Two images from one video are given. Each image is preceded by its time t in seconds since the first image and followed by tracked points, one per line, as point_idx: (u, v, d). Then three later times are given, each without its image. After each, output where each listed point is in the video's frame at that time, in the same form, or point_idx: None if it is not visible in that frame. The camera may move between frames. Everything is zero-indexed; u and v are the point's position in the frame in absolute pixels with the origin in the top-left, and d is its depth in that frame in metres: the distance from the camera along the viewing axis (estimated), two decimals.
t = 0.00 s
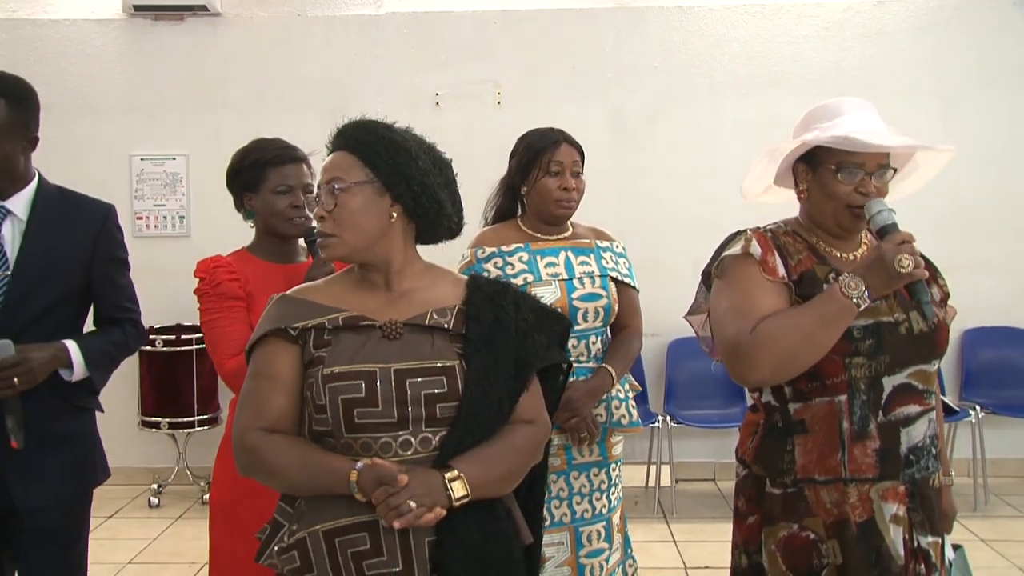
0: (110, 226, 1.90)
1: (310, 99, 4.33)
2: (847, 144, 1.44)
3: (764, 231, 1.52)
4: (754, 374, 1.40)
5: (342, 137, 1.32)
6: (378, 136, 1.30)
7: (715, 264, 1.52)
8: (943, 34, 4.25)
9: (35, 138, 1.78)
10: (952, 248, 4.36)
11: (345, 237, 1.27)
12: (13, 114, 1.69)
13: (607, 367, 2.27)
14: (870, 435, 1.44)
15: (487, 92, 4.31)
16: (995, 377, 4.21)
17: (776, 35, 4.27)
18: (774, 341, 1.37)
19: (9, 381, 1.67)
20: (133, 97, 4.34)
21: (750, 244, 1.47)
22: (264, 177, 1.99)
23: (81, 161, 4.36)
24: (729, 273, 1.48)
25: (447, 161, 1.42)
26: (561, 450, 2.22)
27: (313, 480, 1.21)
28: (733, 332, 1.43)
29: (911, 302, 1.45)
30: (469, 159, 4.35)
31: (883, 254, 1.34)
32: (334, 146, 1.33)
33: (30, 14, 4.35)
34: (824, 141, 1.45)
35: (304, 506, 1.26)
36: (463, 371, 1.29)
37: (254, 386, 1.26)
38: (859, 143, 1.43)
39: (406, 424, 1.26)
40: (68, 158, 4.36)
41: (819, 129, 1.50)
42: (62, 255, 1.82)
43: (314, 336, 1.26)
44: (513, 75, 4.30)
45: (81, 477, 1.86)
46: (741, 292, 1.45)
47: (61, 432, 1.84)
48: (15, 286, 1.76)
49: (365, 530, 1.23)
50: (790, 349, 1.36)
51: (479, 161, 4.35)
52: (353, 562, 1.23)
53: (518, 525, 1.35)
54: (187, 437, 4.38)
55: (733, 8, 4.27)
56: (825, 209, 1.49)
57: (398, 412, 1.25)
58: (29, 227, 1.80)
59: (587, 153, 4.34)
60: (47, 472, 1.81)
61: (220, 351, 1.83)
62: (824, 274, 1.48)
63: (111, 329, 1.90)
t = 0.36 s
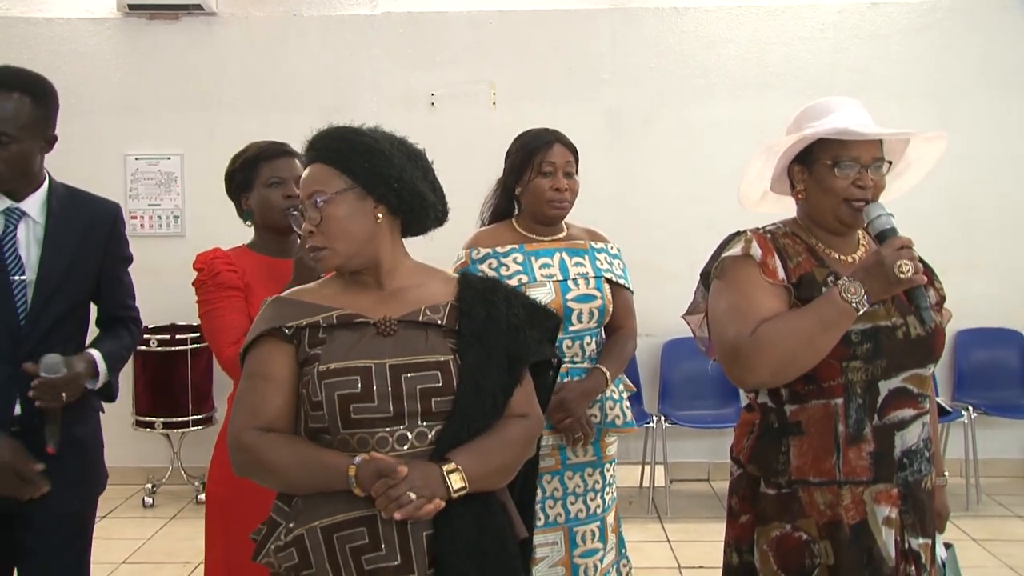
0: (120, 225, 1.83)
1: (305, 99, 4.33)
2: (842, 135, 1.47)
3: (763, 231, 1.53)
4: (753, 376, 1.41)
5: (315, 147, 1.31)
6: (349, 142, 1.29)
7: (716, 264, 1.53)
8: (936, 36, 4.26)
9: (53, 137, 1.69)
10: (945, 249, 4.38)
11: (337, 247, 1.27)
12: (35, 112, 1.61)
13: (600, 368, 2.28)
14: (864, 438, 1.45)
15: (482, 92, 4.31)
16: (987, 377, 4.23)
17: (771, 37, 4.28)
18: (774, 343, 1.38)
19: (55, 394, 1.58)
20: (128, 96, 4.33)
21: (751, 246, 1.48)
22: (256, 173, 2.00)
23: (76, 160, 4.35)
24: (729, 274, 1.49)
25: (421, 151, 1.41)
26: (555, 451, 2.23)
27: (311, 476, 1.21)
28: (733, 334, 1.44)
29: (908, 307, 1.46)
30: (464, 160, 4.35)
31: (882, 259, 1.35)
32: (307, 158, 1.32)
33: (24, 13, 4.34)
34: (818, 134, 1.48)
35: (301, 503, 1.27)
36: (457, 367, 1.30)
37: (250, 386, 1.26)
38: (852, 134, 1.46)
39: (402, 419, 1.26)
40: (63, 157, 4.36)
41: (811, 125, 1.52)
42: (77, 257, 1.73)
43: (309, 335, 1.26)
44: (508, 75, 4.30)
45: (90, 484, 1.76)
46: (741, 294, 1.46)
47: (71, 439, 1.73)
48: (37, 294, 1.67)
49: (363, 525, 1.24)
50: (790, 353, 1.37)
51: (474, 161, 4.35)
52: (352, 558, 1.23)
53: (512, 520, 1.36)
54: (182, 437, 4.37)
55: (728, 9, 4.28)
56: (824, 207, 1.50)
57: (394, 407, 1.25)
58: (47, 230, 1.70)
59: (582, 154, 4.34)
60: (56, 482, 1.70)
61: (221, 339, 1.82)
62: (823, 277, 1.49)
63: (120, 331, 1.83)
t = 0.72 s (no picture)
0: (115, 226, 1.82)
1: (304, 98, 4.33)
2: (841, 139, 1.47)
3: (763, 231, 1.53)
4: (749, 373, 1.41)
5: (301, 153, 1.31)
6: (334, 146, 1.29)
7: (715, 262, 1.53)
8: (934, 39, 4.28)
9: (55, 129, 1.68)
10: (941, 252, 4.39)
11: (327, 251, 1.28)
12: (46, 109, 1.62)
13: (595, 369, 2.27)
14: (861, 438, 1.45)
15: (480, 92, 4.31)
16: (983, 381, 4.25)
17: (769, 39, 4.29)
18: (771, 341, 1.38)
19: (106, 342, 1.55)
20: (126, 95, 4.33)
21: (750, 244, 1.48)
22: (250, 179, 1.99)
23: (73, 159, 4.35)
24: (728, 272, 1.49)
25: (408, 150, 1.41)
26: (550, 452, 2.23)
27: (306, 476, 1.21)
28: (730, 331, 1.44)
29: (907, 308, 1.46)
30: (462, 160, 4.35)
31: (881, 259, 1.35)
32: (293, 162, 1.32)
33: (23, 11, 4.34)
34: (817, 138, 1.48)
35: (298, 505, 1.27)
36: (450, 366, 1.30)
37: (245, 388, 1.26)
38: (851, 136, 1.47)
39: (396, 419, 1.26)
40: (61, 156, 4.35)
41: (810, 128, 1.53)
42: (69, 256, 1.72)
43: (302, 336, 1.26)
44: (507, 77, 4.31)
45: (87, 484, 1.77)
46: (740, 292, 1.46)
47: (70, 439, 1.74)
48: (28, 291, 1.66)
49: (360, 526, 1.24)
50: (787, 350, 1.37)
51: (472, 162, 4.36)
52: (349, 558, 1.23)
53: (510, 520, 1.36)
54: (178, 437, 4.37)
55: (726, 11, 4.29)
56: (822, 209, 1.50)
57: (388, 407, 1.26)
58: (41, 227, 1.70)
59: (581, 155, 4.35)
60: (57, 482, 1.70)
61: (210, 342, 1.83)
62: (822, 276, 1.49)
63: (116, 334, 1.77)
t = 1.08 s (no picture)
0: (87, 227, 1.75)
1: (302, 103, 4.33)
2: (836, 148, 1.48)
3: (760, 235, 1.53)
4: (741, 374, 1.42)
5: (309, 162, 1.32)
6: (341, 156, 1.30)
7: (710, 265, 1.54)
8: (929, 44, 4.29)
9: (15, 125, 1.55)
10: (937, 256, 4.40)
11: (334, 261, 1.28)
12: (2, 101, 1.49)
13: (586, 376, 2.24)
14: (854, 441, 1.46)
15: (477, 98, 4.32)
16: (980, 385, 4.25)
17: (766, 44, 4.30)
18: (763, 342, 1.38)
19: (91, 420, 1.56)
20: (123, 101, 4.33)
21: (745, 247, 1.48)
22: (241, 188, 2.00)
23: (70, 164, 4.35)
24: (723, 274, 1.50)
25: (418, 156, 1.40)
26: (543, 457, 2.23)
27: (308, 481, 1.23)
28: (723, 332, 1.45)
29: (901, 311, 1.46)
30: (459, 165, 4.36)
31: (871, 261, 1.35)
32: (303, 172, 1.33)
33: (20, 17, 4.35)
34: (812, 147, 1.49)
35: (302, 509, 1.28)
36: (454, 373, 1.29)
37: (252, 393, 1.28)
38: (845, 147, 1.47)
39: (399, 426, 1.27)
40: (57, 161, 4.35)
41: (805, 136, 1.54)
42: (48, 263, 1.65)
43: (309, 343, 1.28)
44: (503, 82, 4.32)
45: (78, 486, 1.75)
46: (734, 294, 1.47)
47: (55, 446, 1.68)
48: (14, 302, 1.58)
49: (361, 530, 1.25)
50: (778, 351, 1.38)
51: (468, 167, 4.36)
52: (350, 563, 1.24)
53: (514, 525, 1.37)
54: (175, 442, 4.36)
55: (723, 16, 4.31)
56: (819, 216, 1.51)
57: (391, 414, 1.26)
58: (17, 234, 1.61)
59: (578, 160, 4.36)
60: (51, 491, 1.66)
61: (201, 348, 1.84)
62: (816, 279, 1.49)
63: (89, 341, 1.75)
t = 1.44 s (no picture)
0: (50, 224, 1.76)
1: (295, 104, 4.33)
2: (822, 143, 1.49)
3: (751, 235, 1.54)
4: (726, 373, 1.43)
5: (313, 164, 1.33)
6: (341, 158, 1.31)
7: (700, 265, 1.55)
8: (921, 46, 4.31)
9: None
10: (929, 256, 4.41)
11: (338, 263, 1.30)
12: None
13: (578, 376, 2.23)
14: (840, 441, 1.45)
15: (470, 99, 4.32)
16: (972, 385, 4.27)
17: (758, 45, 4.31)
18: (748, 342, 1.39)
19: (66, 414, 1.59)
20: (115, 102, 4.32)
21: (734, 247, 1.49)
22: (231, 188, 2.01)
23: (62, 165, 4.34)
24: (712, 274, 1.51)
25: (425, 158, 1.41)
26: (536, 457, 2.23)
27: (305, 481, 1.23)
28: (710, 332, 1.46)
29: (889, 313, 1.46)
30: (453, 166, 4.36)
31: (856, 262, 1.35)
32: (307, 174, 1.34)
33: (12, 18, 4.34)
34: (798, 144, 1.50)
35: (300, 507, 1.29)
36: (452, 376, 1.30)
37: (254, 391, 1.30)
38: (830, 141, 1.48)
39: (396, 428, 1.27)
40: (49, 162, 4.34)
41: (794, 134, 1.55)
42: (13, 259, 1.66)
43: (310, 342, 1.29)
44: (497, 82, 4.32)
45: (53, 492, 1.74)
46: (722, 294, 1.48)
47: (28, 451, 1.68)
48: None
49: (355, 530, 1.25)
50: (762, 351, 1.38)
51: (462, 167, 4.36)
52: (345, 564, 1.24)
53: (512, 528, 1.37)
54: (168, 443, 4.35)
55: (715, 17, 4.32)
56: (808, 214, 1.51)
57: (388, 415, 1.26)
58: None
59: (572, 161, 4.36)
60: (22, 497, 1.65)
61: (186, 349, 1.86)
62: (805, 279, 1.49)
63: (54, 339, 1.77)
